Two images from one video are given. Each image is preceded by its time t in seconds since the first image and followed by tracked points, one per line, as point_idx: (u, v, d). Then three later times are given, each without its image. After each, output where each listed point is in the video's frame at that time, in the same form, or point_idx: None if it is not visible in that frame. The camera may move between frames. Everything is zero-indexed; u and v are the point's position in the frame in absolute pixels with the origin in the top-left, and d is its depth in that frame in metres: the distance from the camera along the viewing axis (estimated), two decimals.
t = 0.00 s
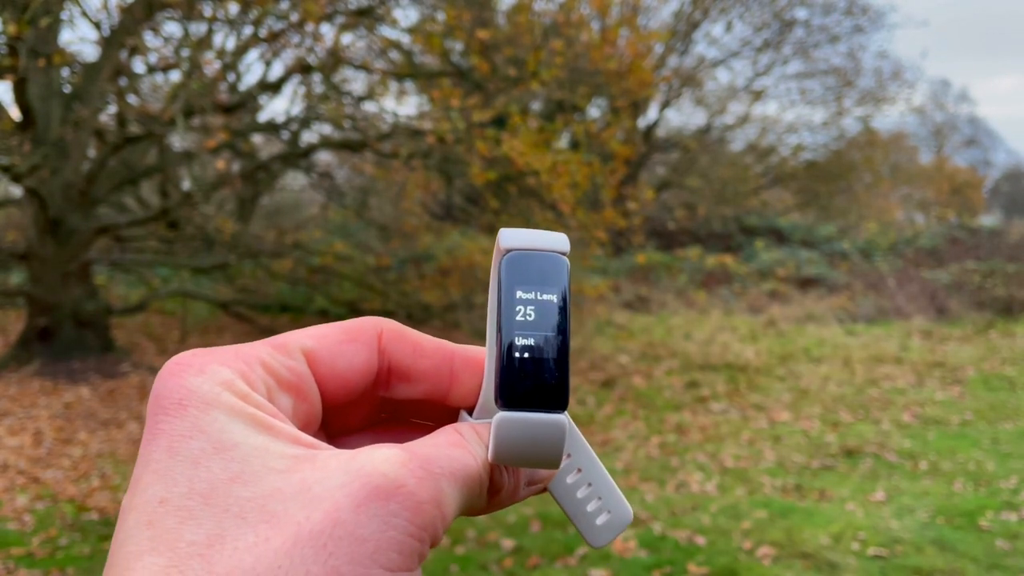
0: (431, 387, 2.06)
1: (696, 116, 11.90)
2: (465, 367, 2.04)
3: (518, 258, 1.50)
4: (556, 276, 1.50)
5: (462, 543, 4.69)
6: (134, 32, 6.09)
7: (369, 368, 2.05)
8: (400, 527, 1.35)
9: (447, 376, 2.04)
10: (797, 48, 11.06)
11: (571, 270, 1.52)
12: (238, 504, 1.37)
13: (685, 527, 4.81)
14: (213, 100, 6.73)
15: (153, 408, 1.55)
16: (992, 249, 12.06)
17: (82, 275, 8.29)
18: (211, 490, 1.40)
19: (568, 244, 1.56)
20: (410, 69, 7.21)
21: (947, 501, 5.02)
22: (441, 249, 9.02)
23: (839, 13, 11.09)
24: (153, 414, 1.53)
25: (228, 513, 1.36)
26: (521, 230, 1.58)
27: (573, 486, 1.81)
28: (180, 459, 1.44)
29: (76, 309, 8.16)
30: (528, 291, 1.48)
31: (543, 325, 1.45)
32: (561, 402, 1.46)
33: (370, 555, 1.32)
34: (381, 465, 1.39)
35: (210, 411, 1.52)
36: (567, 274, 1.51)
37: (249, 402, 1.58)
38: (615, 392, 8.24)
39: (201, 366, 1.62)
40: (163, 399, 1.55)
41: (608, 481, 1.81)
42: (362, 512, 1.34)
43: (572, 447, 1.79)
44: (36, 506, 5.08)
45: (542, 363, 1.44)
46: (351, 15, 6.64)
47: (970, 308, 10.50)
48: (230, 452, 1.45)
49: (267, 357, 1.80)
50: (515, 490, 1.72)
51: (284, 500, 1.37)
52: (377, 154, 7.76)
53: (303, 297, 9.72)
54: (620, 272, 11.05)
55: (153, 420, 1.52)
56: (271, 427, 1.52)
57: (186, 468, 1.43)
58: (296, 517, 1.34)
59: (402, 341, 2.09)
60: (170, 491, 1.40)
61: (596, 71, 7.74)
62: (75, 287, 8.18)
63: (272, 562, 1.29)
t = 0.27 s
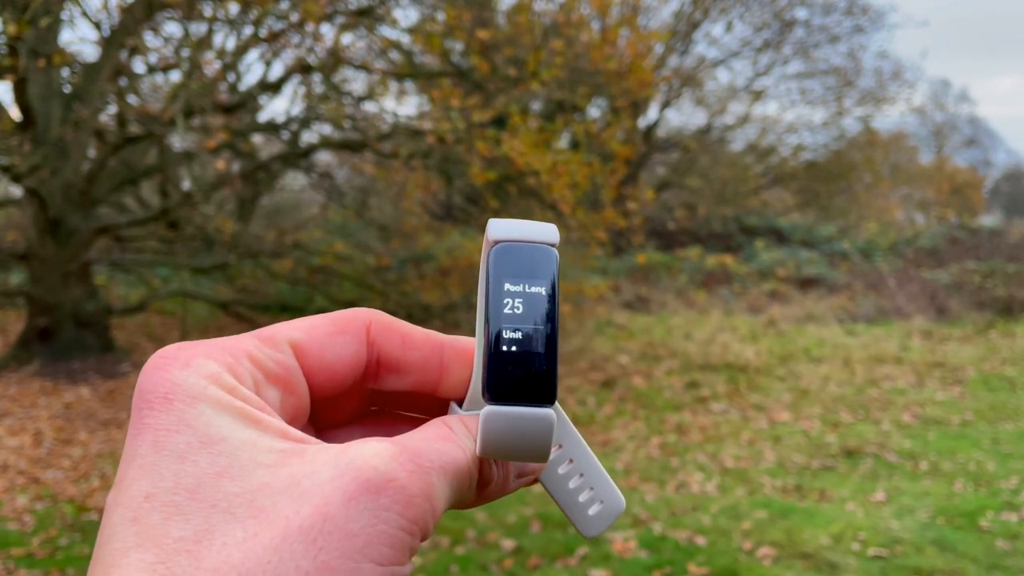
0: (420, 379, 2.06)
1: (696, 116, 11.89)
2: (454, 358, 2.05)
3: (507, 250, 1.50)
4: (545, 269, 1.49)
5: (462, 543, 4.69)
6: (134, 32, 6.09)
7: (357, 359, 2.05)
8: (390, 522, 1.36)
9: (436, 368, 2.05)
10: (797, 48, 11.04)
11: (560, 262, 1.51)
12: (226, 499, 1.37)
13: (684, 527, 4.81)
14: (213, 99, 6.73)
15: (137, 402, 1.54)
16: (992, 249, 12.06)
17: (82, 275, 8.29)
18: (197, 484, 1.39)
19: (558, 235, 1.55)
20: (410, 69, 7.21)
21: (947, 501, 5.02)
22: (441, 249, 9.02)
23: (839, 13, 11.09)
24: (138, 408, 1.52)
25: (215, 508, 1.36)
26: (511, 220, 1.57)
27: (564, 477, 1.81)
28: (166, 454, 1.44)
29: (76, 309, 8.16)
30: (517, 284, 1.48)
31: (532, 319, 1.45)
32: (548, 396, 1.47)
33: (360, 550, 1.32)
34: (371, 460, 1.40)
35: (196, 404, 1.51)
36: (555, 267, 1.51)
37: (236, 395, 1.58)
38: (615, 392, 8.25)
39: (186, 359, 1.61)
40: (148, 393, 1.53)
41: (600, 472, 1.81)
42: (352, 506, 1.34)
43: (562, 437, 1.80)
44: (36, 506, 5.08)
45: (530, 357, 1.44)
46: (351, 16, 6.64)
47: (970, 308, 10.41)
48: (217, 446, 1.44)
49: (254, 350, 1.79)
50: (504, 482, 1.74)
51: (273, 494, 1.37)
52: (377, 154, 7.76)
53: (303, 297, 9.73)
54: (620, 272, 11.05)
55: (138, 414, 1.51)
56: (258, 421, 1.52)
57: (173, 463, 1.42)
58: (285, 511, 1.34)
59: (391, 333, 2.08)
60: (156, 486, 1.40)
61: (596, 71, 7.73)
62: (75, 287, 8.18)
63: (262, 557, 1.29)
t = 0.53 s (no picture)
0: (441, 394, 2.09)
1: (696, 115, 11.86)
2: (475, 373, 2.08)
3: (534, 274, 1.55)
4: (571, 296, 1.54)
5: (462, 543, 4.69)
6: (134, 32, 6.09)
7: (380, 373, 2.07)
8: (417, 543, 1.36)
9: (457, 383, 2.07)
10: (797, 48, 11.02)
11: (585, 288, 1.56)
12: (252, 515, 1.36)
13: (685, 528, 4.81)
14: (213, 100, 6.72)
15: (162, 414, 1.54)
16: (991, 250, 12.07)
17: (83, 275, 8.29)
18: (224, 500, 1.38)
19: (585, 258, 1.60)
20: (410, 69, 7.21)
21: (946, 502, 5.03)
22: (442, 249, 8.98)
23: (839, 13, 11.08)
24: (163, 420, 1.52)
25: (242, 524, 1.35)
26: (539, 240, 1.61)
27: (580, 493, 1.80)
28: (191, 468, 1.43)
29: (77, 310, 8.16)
30: (543, 309, 1.52)
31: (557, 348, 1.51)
32: (569, 424, 1.53)
33: (388, 569, 1.32)
34: (399, 479, 1.40)
35: (221, 418, 1.51)
36: (581, 293, 1.56)
37: (260, 409, 1.58)
38: (615, 393, 8.25)
39: (211, 372, 1.62)
40: (174, 405, 1.54)
41: (616, 488, 1.81)
42: (381, 526, 1.34)
43: (582, 455, 1.77)
44: (36, 506, 5.08)
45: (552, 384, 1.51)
46: (351, 15, 6.64)
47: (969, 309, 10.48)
48: (242, 461, 1.43)
49: (277, 362, 1.80)
50: (521, 499, 1.78)
51: (300, 510, 1.36)
52: (377, 154, 7.76)
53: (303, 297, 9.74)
54: (620, 273, 11.05)
55: (164, 427, 1.52)
56: (283, 436, 1.51)
57: (197, 477, 1.42)
58: (313, 530, 1.33)
59: (413, 347, 2.11)
60: (182, 500, 1.39)
61: (596, 71, 7.72)
62: (76, 288, 8.18)
63: None
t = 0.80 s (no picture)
0: (406, 401, 2.12)
1: (696, 116, 11.83)
2: (439, 380, 2.12)
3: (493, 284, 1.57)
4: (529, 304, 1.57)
5: (462, 544, 4.70)
6: (134, 31, 6.08)
7: (344, 381, 2.05)
8: (380, 547, 1.37)
9: (421, 390, 2.12)
10: (798, 48, 11.00)
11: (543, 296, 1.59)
12: (218, 521, 1.36)
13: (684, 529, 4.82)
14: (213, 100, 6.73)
15: (125, 423, 1.54)
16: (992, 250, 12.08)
17: (82, 275, 8.29)
18: (189, 506, 1.38)
19: (543, 267, 1.62)
20: (410, 69, 7.21)
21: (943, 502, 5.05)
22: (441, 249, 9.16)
23: (839, 13, 11.09)
24: (127, 428, 1.52)
25: (207, 530, 1.35)
26: (495, 250, 1.64)
27: (543, 495, 1.90)
28: (155, 475, 1.43)
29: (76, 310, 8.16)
30: (501, 318, 1.54)
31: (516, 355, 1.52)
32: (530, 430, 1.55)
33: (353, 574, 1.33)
34: (363, 486, 1.41)
35: (186, 425, 1.51)
36: (538, 301, 1.59)
37: (226, 417, 1.58)
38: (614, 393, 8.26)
39: (174, 380, 1.62)
40: (137, 413, 1.54)
41: (578, 491, 1.92)
42: (346, 531, 1.35)
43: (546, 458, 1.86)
44: (36, 506, 5.07)
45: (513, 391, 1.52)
46: (351, 16, 6.63)
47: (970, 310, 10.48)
48: (207, 467, 1.44)
49: (242, 370, 1.79)
50: (484, 500, 1.83)
51: (265, 517, 1.36)
52: (377, 154, 7.75)
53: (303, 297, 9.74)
54: (620, 273, 11.04)
55: (126, 435, 1.51)
56: (248, 442, 1.52)
57: (163, 483, 1.42)
58: (278, 536, 1.33)
59: (378, 354, 2.10)
60: (146, 508, 1.39)
61: (595, 71, 7.72)
62: (75, 288, 8.17)
63: None
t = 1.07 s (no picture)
0: (420, 397, 2.13)
1: (696, 116, 11.81)
2: (453, 376, 2.13)
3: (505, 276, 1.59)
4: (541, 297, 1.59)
5: (462, 543, 4.69)
6: (134, 32, 6.08)
7: (360, 377, 2.06)
8: (406, 537, 1.37)
9: (436, 385, 2.12)
10: (798, 48, 10.98)
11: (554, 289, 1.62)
12: (244, 512, 1.36)
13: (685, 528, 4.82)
14: (213, 100, 6.74)
15: (149, 417, 1.55)
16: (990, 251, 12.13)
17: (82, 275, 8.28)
18: (215, 498, 1.39)
19: (554, 259, 1.66)
20: (410, 69, 7.21)
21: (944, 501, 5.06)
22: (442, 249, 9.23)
23: (839, 13, 11.09)
24: (151, 422, 1.53)
25: (234, 521, 1.35)
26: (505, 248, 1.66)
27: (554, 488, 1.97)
28: (182, 467, 1.44)
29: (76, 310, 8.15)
30: (516, 311, 1.55)
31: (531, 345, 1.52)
32: (549, 420, 1.54)
33: (380, 563, 1.33)
34: (388, 476, 1.41)
35: (210, 418, 1.52)
36: (549, 293, 1.60)
37: (248, 410, 1.59)
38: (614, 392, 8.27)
39: (196, 374, 1.63)
40: (161, 407, 1.55)
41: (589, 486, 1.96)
42: (372, 521, 1.35)
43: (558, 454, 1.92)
44: (35, 506, 5.07)
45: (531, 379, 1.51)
46: (351, 16, 6.63)
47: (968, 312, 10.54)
48: (231, 459, 1.45)
49: (262, 364, 1.80)
50: (500, 494, 1.84)
51: (290, 507, 1.36)
52: (377, 154, 7.76)
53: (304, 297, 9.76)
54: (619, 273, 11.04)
55: (151, 428, 1.52)
56: (270, 435, 1.53)
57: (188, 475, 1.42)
58: (305, 526, 1.33)
59: (393, 350, 2.12)
60: (173, 499, 1.39)
61: (595, 71, 7.72)
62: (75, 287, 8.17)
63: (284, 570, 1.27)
